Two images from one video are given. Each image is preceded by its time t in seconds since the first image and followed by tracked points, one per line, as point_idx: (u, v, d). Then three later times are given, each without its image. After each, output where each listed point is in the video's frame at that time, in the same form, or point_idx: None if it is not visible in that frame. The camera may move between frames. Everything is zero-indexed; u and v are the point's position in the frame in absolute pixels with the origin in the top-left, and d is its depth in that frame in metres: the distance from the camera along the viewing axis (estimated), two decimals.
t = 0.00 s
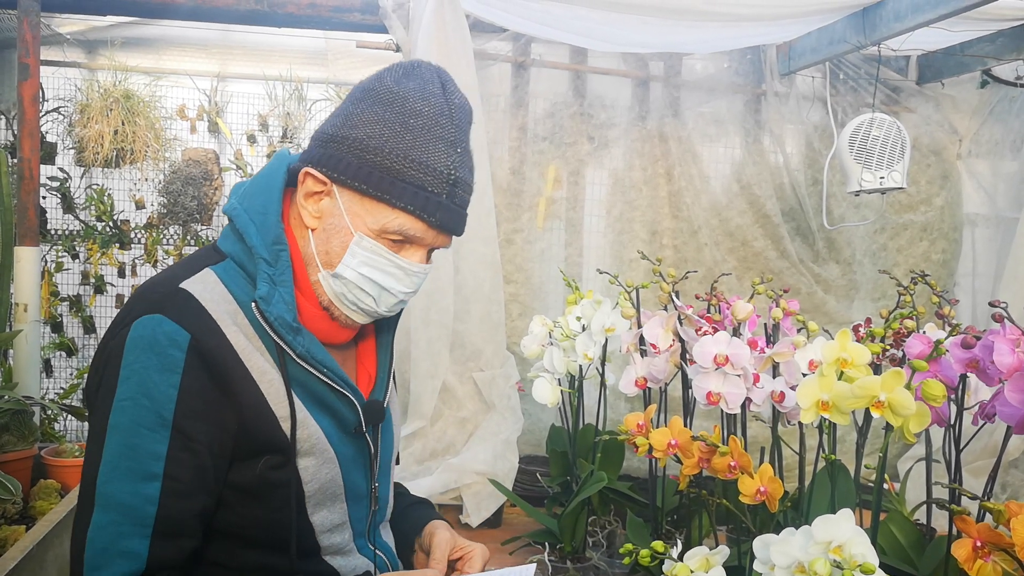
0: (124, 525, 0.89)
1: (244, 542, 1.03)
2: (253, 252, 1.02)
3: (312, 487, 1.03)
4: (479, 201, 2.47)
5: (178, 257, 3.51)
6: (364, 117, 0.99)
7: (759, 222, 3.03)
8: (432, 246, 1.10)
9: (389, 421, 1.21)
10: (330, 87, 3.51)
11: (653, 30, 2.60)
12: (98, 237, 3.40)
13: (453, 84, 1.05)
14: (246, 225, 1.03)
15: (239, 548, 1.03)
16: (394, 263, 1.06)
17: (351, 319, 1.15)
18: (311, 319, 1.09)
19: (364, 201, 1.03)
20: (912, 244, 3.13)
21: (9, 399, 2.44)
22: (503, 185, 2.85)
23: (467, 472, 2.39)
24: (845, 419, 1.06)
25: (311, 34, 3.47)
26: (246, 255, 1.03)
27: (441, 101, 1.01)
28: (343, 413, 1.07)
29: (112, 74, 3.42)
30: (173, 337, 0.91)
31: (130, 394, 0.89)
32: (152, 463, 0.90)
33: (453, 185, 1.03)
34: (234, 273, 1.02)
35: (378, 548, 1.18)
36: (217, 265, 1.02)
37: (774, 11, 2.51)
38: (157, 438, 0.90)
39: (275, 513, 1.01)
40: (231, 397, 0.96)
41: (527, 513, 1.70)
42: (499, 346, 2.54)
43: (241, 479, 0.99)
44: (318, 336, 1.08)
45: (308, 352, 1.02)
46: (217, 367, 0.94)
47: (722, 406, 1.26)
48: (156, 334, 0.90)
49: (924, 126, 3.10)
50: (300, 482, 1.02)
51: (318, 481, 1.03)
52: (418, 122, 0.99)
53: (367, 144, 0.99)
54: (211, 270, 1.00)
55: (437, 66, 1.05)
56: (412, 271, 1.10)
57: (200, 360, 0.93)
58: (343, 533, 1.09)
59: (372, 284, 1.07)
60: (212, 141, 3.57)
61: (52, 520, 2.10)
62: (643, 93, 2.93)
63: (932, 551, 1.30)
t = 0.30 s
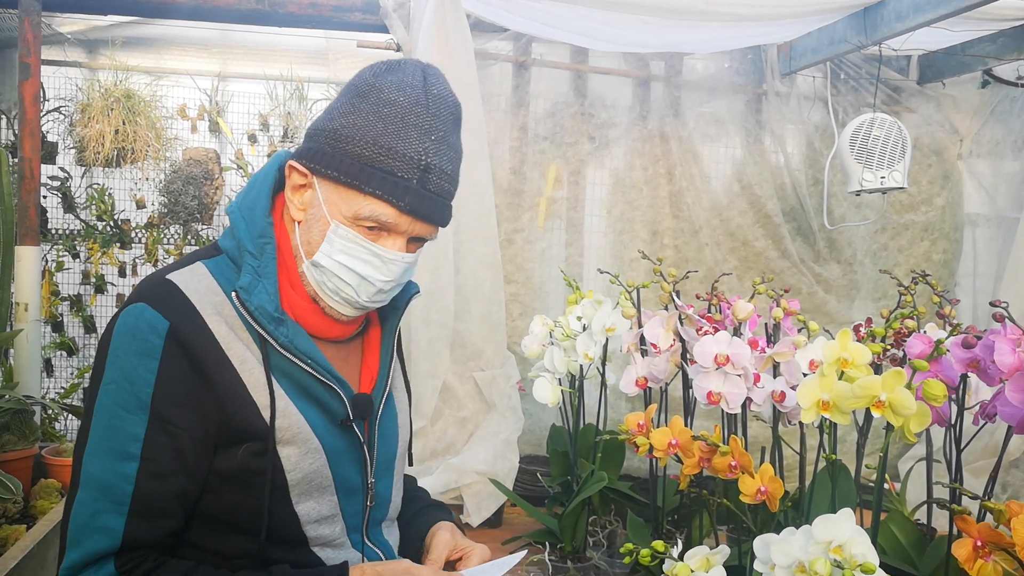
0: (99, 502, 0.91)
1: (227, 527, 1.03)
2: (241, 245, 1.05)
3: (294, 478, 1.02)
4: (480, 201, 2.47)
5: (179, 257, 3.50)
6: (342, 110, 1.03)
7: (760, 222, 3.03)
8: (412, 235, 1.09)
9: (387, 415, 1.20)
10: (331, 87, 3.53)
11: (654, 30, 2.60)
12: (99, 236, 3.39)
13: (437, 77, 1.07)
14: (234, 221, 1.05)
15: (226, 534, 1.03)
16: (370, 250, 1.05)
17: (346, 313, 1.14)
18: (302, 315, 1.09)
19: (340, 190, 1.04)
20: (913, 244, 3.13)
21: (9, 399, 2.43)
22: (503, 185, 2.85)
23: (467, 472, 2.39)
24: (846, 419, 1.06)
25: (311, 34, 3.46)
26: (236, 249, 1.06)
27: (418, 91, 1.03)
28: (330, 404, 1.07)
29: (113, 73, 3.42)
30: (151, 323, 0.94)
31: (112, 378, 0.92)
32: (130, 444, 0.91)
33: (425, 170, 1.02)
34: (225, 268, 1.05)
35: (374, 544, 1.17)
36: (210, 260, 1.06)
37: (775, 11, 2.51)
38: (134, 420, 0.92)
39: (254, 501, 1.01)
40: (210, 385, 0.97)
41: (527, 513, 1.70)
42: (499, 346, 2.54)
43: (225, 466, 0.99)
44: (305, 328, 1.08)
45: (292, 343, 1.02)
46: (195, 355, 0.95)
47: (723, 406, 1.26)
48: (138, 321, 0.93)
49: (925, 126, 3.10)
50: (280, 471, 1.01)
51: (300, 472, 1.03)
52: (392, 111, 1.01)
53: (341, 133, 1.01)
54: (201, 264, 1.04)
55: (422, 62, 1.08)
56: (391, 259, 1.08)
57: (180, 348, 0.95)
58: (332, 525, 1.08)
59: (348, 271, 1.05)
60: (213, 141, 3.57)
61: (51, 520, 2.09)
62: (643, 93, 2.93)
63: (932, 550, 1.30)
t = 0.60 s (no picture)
0: (102, 478, 0.94)
1: (229, 512, 1.06)
2: (247, 239, 1.08)
3: (291, 465, 1.05)
4: (480, 201, 2.47)
5: (179, 257, 3.50)
6: (346, 108, 1.07)
7: (760, 221, 3.03)
8: (407, 230, 1.11)
9: (394, 410, 1.21)
10: (331, 86, 3.54)
11: (654, 30, 2.61)
12: (99, 236, 3.39)
13: (440, 78, 1.10)
14: (243, 216, 1.08)
15: (224, 518, 1.06)
16: (364, 244, 1.08)
17: (351, 307, 1.17)
18: (305, 308, 1.12)
19: (339, 185, 1.08)
20: (913, 244, 3.13)
21: (9, 399, 2.44)
22: (504, 185, 2.85)
23: (467, 471, 2.40)
24: (845, 418, 1.06)
25: (311, 34, 3.46)
26: (243, 243, 1.09)
27: (418, 91, 1.06)
28: (331, 395, 1.09)
29: (113, 73, 3.42)
30: (156, 311, 0.97)
31: (118, 362, 0.96)
32: (131, 425, 0.95)
33: (418, 166, 1.05)
34: (234, 261, 1.09)
35: (376, 538, 1.18)
36: (220, 253, 1.10)
37: (775, 11, 2.51)
38: (137, 402, 0.96)
39: (254, 487, 1.04)
40: (211, 374, 1.01)
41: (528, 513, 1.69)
42: (499, 346, 2.54)
43: (225, 450, 1.03)
44: (308, 320, 1.11)
45: (292, 333, 1.05)
46: (197, 343, 0.99)
47: (722, 405, 1.26)
48: (145, 309, 0.97)
49: (925, 126, 3.10)
50: (277, 460, 1.04)
51: (297, 459, 1.05)
52: (391, 109, 1.05)
53: (341, 130, 1.05)
54: (211, 257, 1.07)
55: (428, 64, 1.11)
56: (385, 252, 1.10)
57: (183, 336, 0.99)
58: (330, 515, 1.10)
59: (344, 262, 1.08)
60: (213, 141, 3.59)
61: (53, 519, 2.10)
62: (644, 93, 2.93)
63: (932, 550, 1.30)
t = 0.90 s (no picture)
0: (109, 462, 0.93)
1: (236, 501, 1.05)
2: (262, 237, 1.10)
3: (299, 457, 1.05)
4: (480, 201, 2.47)
5: (178, 258, 3.51)
6: (364, 112, 1.08)
7: (759, 222, 3.04)
8: (419, 234, 1.13)
9: (401, 406, 1.22)
10: (330, 87, 3.54)
11: (653, 30, 2.61)
12: (99, 237, 3.39)
13: (458, 87, 1.11)
14: (257, 214, 1.11)
15: (230, 506, 1.05)
16: (377, 246, 1.09)
17: (362, 306, 1.19)
18: (316, 304, 1.14)
19: (355, 187, 1.09)
20: (912, 244, 3.13)
21: (9, 399, 2.43)
22: (503, 185, 2.86)
23: (467, 471, 2.40)
24: (844, 418, 1.06)
25: (311, 35, 3.46)
26: (258, 240, 1.10)
27: (436, 98, 1.07)
28: (339, 389, 1.10)
29: (113, 74, 3.42)
30: (172, 301, 0.98)
31: (131, 349, 0.96)
32: (141, 410, 0.94)
33: (433, 173, 1.07)
34: (249, 256, 1.10)
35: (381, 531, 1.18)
36: (236, 249, 1.12)
37: (774, 12, 2.52)
38: (148, 388, 0.95)
39: (263, 476, 1.04)
40: (224, 363, 1.00)
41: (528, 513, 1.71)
42: (499, 345, 2.55)
43: (234, 441, 1.03)
44: (318, 316, 1.12)
45: (302, 327, 1.06)
46: (210, 334, 1.00)
47: (721, 405, 1.26)
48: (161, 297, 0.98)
49: (924, 126, 3.10)
50: (286, 450, 1.04)
51: (305, 451, 1.06)
52: (408, 116, 1.06)
53: (359, 134, 1.06)
54: (227, 252, 1.09)
55: (447, 71, 1.12)
56: (398, 255, 1.11)
57: (197, 326, 0.99)
58: (335, 506, 1.11)
59: (357, 263, 1.09)
60: (213, 141, 3.59)
61: (52, 520, 2.10)
62: (643, 94, 2.94)
63: (931, 550, 1.30)
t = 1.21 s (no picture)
0: (129, 451, 0.96)
1: (251, 492, 1.08)
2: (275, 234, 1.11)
3: (312, 448, 1.08)
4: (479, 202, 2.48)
5: (178, 259, 3.51)
6: (379, 116, 1.09)
7: (758, 224, 3.04)
8: (430, 237, 1.14)
9: (405, 402, 1.24)
10: (329, 88, 3.53)
11: (652, 32, 2.61)
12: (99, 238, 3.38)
13: (472, 97, 1.12)
14: (270, 211, 1.12)
15: (246, 498, 1.08)
16: (389, 247, 1.09)
17: (370, 305, 1.21)
18: (328, 302, 1.16)
19: (369, 189, 1.10)
20: (910, 245, 3.14)
21: (9, 400, 2.44)
22: (502, 187, 2.87)
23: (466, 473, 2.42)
24: (844, 420, 1.06)
25: (309, 36, 3.45)
26: (270, 237, 1.11)
27: (451, 106, 1.09)
28: (349, 384, 1.12)
29: (113, 76, 3.42)
30: (190, 294, 1.00)
31: (150, 341, 0.97)
32: (161, 399, 0.96)
33: (446, 179, 1.08)
34: (261, 254, 1.11)
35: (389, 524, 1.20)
36: (248, 245, 1.12)
37: (772, 14, 2.53)
38: (168, 378, 0.97)
39: (279, 468, 1.07)
40: (241, 353, 1.03)
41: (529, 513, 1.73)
42: (498, 346, 2.55)
43: (250, 433, 1.05)
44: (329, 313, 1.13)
45: (315, 323, 1.08)
46: (229, 326, 1.01)
47: (720, 407, 1.26)
48: (179, 291, 1.00)
49: (923, 128, 3.11)
50: (301, 443, 1.07)
51: (318, 443, 1.08)
52: (424, 122, 1.07)
53: (375, 137, 1.07)
54: (239, 248, 1.10)
55: (461, 80, 1.14)
56: (409, 258, 1.12)
57: (215, 318, 1.01)
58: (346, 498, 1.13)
59: (368, 262, 1.10)
60: (212, 142, 3.59)
61: (52, 522, 2.10)
62: (642, 95, 2.94)
63: (931, 551, 1.30)
